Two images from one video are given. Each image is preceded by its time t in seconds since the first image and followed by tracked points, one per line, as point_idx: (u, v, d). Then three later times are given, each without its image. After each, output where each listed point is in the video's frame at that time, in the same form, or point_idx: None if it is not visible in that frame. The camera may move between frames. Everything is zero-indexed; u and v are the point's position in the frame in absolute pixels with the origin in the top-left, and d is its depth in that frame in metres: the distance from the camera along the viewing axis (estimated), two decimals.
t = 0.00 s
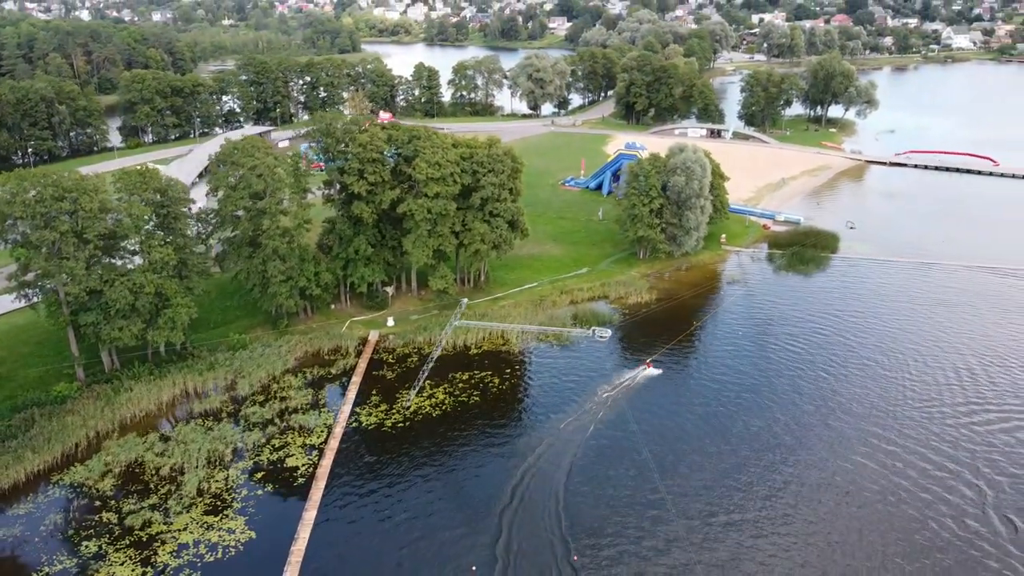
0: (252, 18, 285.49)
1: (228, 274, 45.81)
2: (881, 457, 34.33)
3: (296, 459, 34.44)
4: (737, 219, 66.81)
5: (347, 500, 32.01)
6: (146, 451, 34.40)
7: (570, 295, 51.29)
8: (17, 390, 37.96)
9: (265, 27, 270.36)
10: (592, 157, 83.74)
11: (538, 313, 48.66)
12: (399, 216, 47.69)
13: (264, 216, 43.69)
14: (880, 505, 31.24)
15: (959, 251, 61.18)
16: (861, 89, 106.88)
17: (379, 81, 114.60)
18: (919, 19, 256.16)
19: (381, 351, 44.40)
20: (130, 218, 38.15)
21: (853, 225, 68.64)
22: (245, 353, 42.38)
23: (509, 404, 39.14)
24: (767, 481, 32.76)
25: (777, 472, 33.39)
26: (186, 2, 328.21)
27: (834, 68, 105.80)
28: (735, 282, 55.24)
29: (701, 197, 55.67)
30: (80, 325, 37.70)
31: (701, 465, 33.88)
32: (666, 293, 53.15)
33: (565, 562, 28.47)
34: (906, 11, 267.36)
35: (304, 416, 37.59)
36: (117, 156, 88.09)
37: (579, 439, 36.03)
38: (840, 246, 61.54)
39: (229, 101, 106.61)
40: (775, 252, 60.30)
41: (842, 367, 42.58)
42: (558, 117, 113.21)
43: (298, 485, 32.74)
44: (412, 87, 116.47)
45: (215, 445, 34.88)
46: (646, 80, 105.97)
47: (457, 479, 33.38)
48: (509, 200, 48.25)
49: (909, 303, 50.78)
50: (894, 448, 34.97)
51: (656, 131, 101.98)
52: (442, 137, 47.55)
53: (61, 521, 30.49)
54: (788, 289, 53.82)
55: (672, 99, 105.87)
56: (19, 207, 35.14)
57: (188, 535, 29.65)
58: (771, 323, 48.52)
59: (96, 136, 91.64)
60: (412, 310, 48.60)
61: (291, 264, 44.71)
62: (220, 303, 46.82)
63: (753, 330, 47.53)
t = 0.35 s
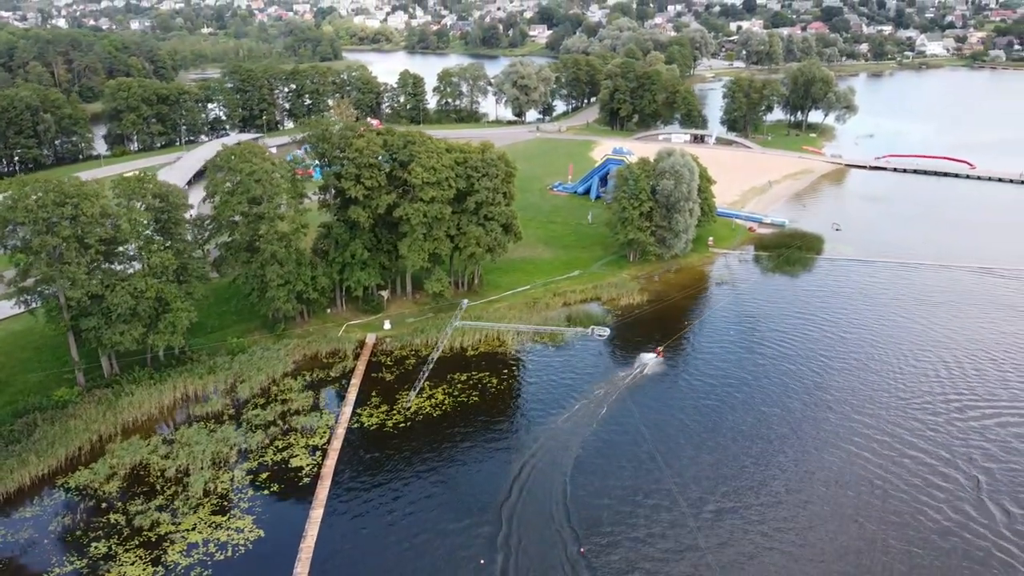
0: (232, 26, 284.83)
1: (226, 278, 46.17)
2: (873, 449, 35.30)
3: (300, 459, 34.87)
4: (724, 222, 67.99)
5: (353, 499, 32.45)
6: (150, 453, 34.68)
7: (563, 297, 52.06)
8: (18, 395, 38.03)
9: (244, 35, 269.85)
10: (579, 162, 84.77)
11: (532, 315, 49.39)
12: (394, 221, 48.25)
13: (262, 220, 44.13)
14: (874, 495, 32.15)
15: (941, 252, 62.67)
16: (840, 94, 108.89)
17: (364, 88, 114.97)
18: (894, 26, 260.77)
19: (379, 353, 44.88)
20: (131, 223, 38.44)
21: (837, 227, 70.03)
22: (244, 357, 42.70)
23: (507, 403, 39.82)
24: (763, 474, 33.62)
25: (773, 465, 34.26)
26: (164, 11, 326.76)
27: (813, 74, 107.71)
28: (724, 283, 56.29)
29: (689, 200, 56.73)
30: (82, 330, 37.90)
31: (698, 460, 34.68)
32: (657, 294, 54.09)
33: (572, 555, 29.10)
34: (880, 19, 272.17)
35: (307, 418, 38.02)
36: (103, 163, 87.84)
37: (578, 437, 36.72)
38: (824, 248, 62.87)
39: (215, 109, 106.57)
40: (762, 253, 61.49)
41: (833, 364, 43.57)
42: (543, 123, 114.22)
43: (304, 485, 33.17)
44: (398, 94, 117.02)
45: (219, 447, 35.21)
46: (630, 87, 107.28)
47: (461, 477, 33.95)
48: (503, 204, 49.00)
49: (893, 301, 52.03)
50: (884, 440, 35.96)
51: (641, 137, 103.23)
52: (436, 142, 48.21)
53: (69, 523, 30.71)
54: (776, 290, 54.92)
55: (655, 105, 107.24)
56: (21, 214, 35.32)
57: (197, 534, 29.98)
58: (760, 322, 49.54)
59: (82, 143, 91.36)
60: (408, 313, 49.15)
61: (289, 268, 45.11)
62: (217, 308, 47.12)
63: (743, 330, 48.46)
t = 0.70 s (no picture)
0: (213, 33, 283.76)
1: (224, 282, 46.50)
2: (864, 441, 36.20)
3: (303, 459, 35.27)
4: (712, 224, 69.05)
5: (358, 498, 32.90)
6: (155, 455, 34.96)
7: (557, 298, 52.76)
8: (19, 399, 38.14)
9: (226, 42, 269.00)
10: (567, 167, 85.67)
11: (527, 316, 50.05)
12: (390, 224, 48.76)
13: (260, 225, 44.53)
14: (867, 486, 33.00)
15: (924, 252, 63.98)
16: (822, 99, 110.72)
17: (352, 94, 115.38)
18: (872, 32, 264.83)
19: (377, 355, 45.33)
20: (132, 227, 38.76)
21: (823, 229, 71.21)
22: (243, 360, 42.98)
23: (505, 404, 40.40)
24: (759, 468, 34.39)
25: (768, 458, 35.07)
26: (145, 18, 324.99)
27: (796, 79, 109.42)
28: (714, 285, 57.22)
29: (679, 203, 57.67)
30: (84, 334, 38.09)
31: (696, 454, 35.43)
32: (649, 295, 54.92)
33: (576, 548, 29.70)
34: (858, 25, 276.25)
35: (309, 419, 38.43)
36: (91, 170, 87.64)
37: (577, 434, 37.41)
38: (811, 249, 64.05)
39: (201, 115, 106.53)
40: (750, 255, 62.54)
41: (823, 361, 44.50)
42: (530, 129, 115.11)
43: (309, 484, 33.59)
44: (384, 100, 117.54)
45: (223, 448, 35.53)
46: (616, 92, 108.40)
47: (463, 475, 34.51)
48: (498, 207, 49.67)
49: (880, 302, 53.08)
50: (875, 433, 36.88)
51: (627, 141, 104.37)
52: (432, 147, 48.83)
53: (76, 523, 30.98)
54: (765, 291, 55.94)
55: (641, 110, 108.40)
56: (25, 218, 35.48)
57: (205, 533, 30.32)
58: (750, 322, 50.47)
59: (69, 150, 91.15)
60: (404, 315, 49.65)
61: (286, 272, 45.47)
62: (215, 312, 47.38)
63: (733, 330, 49.32)
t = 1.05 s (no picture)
0: (193, 40, 282.40)
1: (222, 286, 46.75)
2: (856, 434, 37.17)
3: (308, 459, 35.67)
4: (699, 226, 70.14)
5: (365, 496, 33.34)
6: (160, 457, 35.20)
7: (550, 300, 53.47)
8: (20, 403, 38.20)
9: (206, 49, 267.76)
10: (555, 171, 86.52)
11: (522, 317, 50.72)
12: (387, 228, 49.27)
13: (259, 228, 44.88)
14: (863, 477, 33.89)
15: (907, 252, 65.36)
16: (802, 104, 112.56)
17: (337, 100, 115.63)
18: (849, 39, 268.84)
19: (375, 357, 45.78)
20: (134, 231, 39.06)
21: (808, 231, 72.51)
22: (242, 363, 43.24)
23: (504, 403, 41.06)
24: (756, 460, 35.25)
25: (764, 451, 35.93)
26: (123, 25, 322.67)
27: (777, 84, 111.16)
28: (703, 285, 58.21)
29: (669, 206, 58.67)
30: (86, 337, 38.27)
31: (694, 449, 36.24)
32: (640, 296, 55.80)
33: (582, 541, 30.33)
34: (834, 32, 280.48)
35: (311, 420, 38.80)
36: (77, 177, 87.26)
37: (576, 431, 38.12)
38: (797, 250, 65.30)
39: (187, 122, 106.33)
40: (738, 256, 63.68)
41: (813, 358, 45.50)
42: (516, 134, 115.91)
43: (315, 483, 33.98)
44: (370, 107, 117.89)
45: (227, 449, 35.84)
46: (601, 98, 109.55)
47: (466, 472, 35.12)
48: (493, 210, 50.35)
49: (866, 300, 54.30)
50: (866, 425, 37.89)
51: (612, 146, 105.43)
52: (428, 151, 49.41)
53: (84, 524, 31.16)
54: (754, 291, 56.99)
55: (626, 115, 109.59)
56: (29, 222, 35.69)
57: (214, 532, 30.65)
58: (740, 321, 51.42)
59: (54, 157, 90.70)
60: (400, 318, 50.13)
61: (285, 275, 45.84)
62: (212, 315, 47.61)
63: (725, 330, 50.21)
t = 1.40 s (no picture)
0: (174, 46, 281.11)
1: (219, 290, 46.94)
2: (850, 427, 38.07)
3: (312, 459, 36.04)
4: (688, 229, 71.18)
5: (370, 495, 33.74)
6: (164, 459, 35.43)
7: (545, 301, 54.17)
8: (21, 407, 38.27)
9: (187, 56, 266.37)
10: (544, 175, 87.31)
11: (517, 319, 51.37)
12: (383, 231, 49.74)
13: (258, 232, 45.21)
14: (859, 470, 34.65)
15: (892, 253, 66.64)
16: (785, 108, 114.26)
17: (324, 106, 115.89)
18: (827, 44, 272.70)
19: (374, 359, 46.21)
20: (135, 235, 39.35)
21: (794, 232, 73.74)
22: (241, 366, 43.49)
23: (504, 402, 41.66)
24: (753, 453, 36.05)
25: (760, 445, 36.74)
26: (102, 31, 320.45)
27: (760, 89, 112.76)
28: (694, 286, 59.12)
29: (660, 208, 59.60)
30: (88, 341, 38.46)
31: (692, 443, 37.00)
32: (633, 297, 56.64)
33: (587, 534, 30.85)
34: (813, 38, 284.25)
35: (312, 421, 39.14)
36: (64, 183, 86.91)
37: (576, 428, 38.75)
38: (784, 251, 66.50)
39: (174, 129, 106.11)
40: (727, 257, 64.74)
41: (804, 356, 46.41)
42: (503, 139, 116.65)
43: (320, 482, 34.36)
44: (357, 112, 118.24)
45: (231, 450, 36.13)
46: (587, 103, 110.60)
47: (470, 470, 35.65)
48: (488, 213, 50.99)
49: (853, 299, 55.41)
50: (858, 418, 38.83)
51: (599, 151, 106.43)
52: (423, 155, 49.99)
53: (91, 526, 31.35)
54: (743, 291, 57.94)
55: (612, 120, 110.68)
56: (31, 226, 35.87)
57: (222, 531, 30.96)
58: (732, 321, 52.29)
59: (41, 164, 90.31)
60: (396, 320, 50.58)
61: (283, 279, 46.18)
62: (210, 319, 47.82)
63: (717, 329, 51.02)
